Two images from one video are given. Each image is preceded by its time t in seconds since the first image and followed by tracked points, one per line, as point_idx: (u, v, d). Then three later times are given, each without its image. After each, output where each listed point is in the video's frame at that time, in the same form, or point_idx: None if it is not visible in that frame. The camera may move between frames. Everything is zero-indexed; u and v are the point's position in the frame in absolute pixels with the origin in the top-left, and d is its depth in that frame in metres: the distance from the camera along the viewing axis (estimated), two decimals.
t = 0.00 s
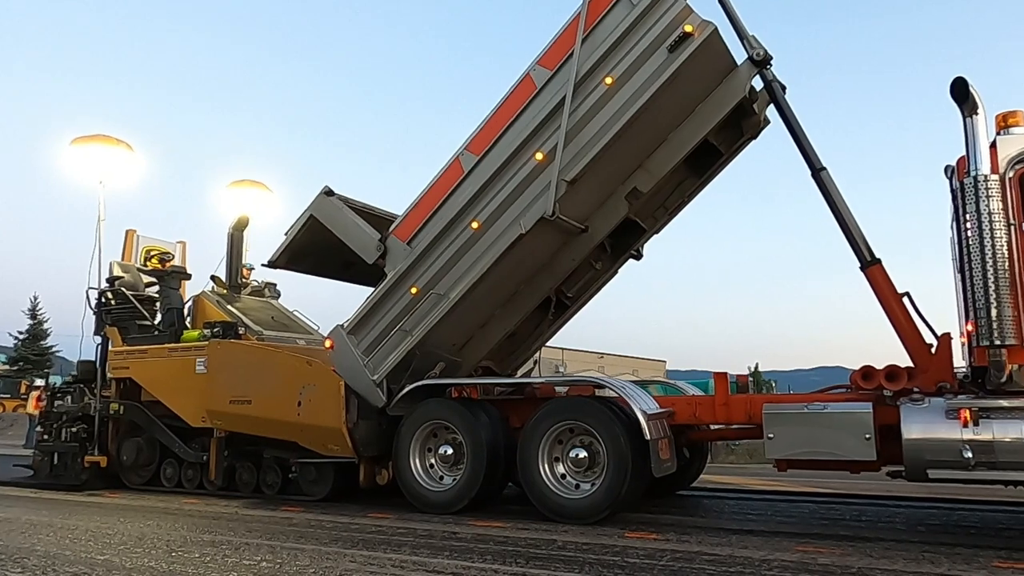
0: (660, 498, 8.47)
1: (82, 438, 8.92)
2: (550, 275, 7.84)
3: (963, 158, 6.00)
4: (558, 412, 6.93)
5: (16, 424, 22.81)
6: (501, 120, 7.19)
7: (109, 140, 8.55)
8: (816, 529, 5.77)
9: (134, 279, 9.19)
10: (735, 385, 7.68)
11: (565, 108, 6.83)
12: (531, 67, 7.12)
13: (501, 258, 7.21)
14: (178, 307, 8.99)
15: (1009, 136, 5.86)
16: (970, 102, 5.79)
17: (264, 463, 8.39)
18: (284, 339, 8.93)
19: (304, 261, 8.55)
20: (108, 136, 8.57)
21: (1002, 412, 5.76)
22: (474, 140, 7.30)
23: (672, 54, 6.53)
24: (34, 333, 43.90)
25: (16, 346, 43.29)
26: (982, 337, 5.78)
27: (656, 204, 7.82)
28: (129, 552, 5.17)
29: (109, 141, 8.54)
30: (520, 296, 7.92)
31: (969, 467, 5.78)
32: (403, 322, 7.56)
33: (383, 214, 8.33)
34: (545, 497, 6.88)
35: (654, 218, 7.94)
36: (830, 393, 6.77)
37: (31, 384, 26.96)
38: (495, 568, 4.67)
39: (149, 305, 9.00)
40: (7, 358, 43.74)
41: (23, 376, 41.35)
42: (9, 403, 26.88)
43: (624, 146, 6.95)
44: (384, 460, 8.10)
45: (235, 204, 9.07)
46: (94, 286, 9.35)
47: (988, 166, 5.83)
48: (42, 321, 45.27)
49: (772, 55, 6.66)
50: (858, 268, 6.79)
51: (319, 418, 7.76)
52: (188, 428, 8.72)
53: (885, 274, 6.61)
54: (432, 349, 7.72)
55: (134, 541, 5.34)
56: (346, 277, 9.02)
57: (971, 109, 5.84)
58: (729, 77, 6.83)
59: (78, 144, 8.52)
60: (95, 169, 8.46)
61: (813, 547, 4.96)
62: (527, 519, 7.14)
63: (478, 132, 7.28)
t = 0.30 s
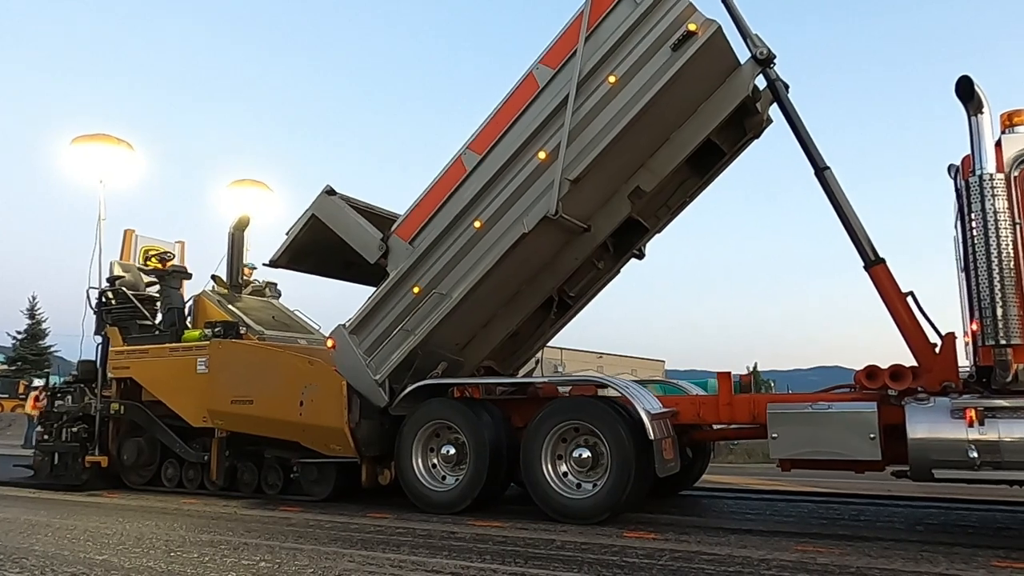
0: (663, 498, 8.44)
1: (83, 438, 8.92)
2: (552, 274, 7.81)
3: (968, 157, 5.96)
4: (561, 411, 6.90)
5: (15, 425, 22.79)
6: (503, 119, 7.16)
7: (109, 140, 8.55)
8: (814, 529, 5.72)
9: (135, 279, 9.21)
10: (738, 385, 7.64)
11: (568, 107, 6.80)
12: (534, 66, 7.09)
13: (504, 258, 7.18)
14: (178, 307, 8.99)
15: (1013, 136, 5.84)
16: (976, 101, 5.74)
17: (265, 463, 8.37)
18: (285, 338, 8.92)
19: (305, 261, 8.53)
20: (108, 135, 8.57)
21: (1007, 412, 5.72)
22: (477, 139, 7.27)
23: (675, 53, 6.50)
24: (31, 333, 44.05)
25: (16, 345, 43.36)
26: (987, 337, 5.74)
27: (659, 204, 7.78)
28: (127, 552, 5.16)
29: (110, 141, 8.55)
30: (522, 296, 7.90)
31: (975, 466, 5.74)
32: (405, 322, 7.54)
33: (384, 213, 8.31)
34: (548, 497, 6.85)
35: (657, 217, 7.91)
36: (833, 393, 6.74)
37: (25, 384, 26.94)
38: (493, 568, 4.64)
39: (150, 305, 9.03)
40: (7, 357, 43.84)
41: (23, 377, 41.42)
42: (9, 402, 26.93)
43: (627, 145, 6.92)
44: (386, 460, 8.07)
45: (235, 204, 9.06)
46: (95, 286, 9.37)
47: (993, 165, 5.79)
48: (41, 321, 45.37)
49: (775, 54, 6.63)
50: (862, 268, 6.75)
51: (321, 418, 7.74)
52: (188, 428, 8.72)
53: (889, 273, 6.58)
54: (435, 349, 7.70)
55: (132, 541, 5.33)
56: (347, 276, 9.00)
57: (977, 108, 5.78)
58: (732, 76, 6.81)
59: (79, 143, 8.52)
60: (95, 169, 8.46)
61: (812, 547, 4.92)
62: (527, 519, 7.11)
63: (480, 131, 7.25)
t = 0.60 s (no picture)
0: (666, 498, 8.40)
1: (85, 438, 8.92)
2: (556, 274, 7.78)
3: (974, 156, 5.91)
4: (565, 411, 6.88)
5: (15, 425, 22.80)
6: (507, 118, 7.13)
7: (110, 139, 8.55)
8: (813, 529, 5.67)
9: (137, 278, 9.24)
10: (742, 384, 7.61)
11: (572, 106, 6.77)
12: (538, 65, 7.07)
13: (507, 257, 7.16)
14: (180, 307, 8.99)
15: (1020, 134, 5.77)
16: (982, 100, 5.69)
17: (268, 463, 8.37)
18: (287, 338, 8.91)
19: (308, 260, 8.52)
20: (109, 135, 8.58)
21: (1014, 412, 5.68)
22: (480, 138, 7.24)
23: (679, 52, 6.48)
24: (31, 333, 44.15)
25: (16, 345, 43.46)
26: (994, 336, 5.69)
27: (663, 203, 7.74)
28: (127, 552, 5.14)
29: (110, 140, 8.55)
30: (525, 295, 7.87)
31: (981, 466, 5.71)
32: (408, 321, 7.52)
33: (387, 213, 8.29)
34: (552, 497, 6.82)
35: (661, 216, 7.87)
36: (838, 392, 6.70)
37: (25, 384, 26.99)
38: (493, 568, 4.62)
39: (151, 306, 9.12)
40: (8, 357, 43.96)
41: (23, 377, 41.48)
42: (8, 402, 26.99)
43: (631, 144, 6.89)
44: (389, 460, 8.05)
45: (235, 203, 9.06)
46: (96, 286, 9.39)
47: (999, 164, 5.74)
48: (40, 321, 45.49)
49: (779, 53, 6.61)
50: (866, 267, 6.72)
51: (324, 418, 7.74)
52: (190, 428, 8.71)
53: (894, 272, 6.54)
54: (438, 349, 7.68)
55: (132, 541, 5.32)
56: (349, 276, 8.99)
57: (983, 107, 5.74)
58: (736, 75, 6.78)
59: (79, 143, 8.53)
60: (95, 169, 8.46)
61: (812, 547, 4.87)
62: (528, 518, 7.08)
63: (484, 129, 7.22)
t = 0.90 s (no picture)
0: (670, 498, 8.36)
1: (87, 438, 8.95)
2: (559, 274, 7.75)
3: (981, 154, 5.87)
4: (570, 411, 6.84)
5: (16, 425, 22.79)
6: (511, 117, 7.10)
7: (112, 138, 8.56)
8: (813, 529, 5.63)
9: (138, 278, 9.24)
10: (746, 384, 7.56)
11: (576, 105, 6.74)
12: (541, 64, 7.04)
13: (511, 256, 7.13)
14: (183, 307, 8.94)
15: None
16: (989, 98, 5.67)
17: (270, 463, 8.36)
18: (290, 338, 8.90)
19: (310, 260, 8.51)
20: (111, 134, 8.58)
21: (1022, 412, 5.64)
22: (484, 137, 7.22)
23: (684, 50, 6.45)
24: (31, 333, 44.21)
25: (16, 345, 43.54)
26: (1001, 336, 5.64)
27: (667, 202, 7.71)
28: (127, 552, 5.14)
29: (113, 139, 8.56)
30: (529, 295, 7.84)
31: (988, 466, 5.67)
32: (412, 321, 7.50)
33: (390, 212, 8.27)
34: (556, 497, 6.79)
35: (664, 216, 7.83)
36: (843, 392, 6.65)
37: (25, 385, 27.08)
38: (493, 568, 4.59)
39: (153, 306, 9.18)
40: (8, 357, 44.07)
41: (24, 377, 41.56)
42: (8, 402, 27.04)
43: (635, 143, 6.86)
44: (392, 460, 8.04)
45: (237, 203, 9.05)
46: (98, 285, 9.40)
47: (1006, 163, 5.70)
48: (41, 321, 45.61)
49: (784, 52, 6.58)
50: (872, 267, 6.68)
51: (327, 418, 7.72)
52: (193, 428, 8.72)
53: (900, 272, 6.50)
54: (441, 349, 7.66)
55: (132, 541, 5.31)
56: (352, 275, 8.97)
57: (990, 105, 5.71)
58: (741, 74, 6.75)
59: (82, 142, 8.54)
60: (98, 168, 8.48)
61: (812, 547, 4.83)
62: (529, 519, 7.05)
63: (487, 128, 7.19)
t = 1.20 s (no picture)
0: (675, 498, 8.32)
1: (89, 438, 8.94)
2: (563, 274, 7.73)
3: (987, 154, 5.81)
4: (574, 411, 6.81)
5: (16, 425, 22.82)
6: (515, 116, 7.07)
7: (114, 138, 8.56)
8: (813, 529, 5.59)
9: (140, 278, 9.24)
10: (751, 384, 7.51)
11: (580, 104, 6.72)
12: (546, 63, 7.01)
13: (515, 256, 7.11)
14: (184, 307, 8.92)
15: None
16: (996, 98, 5.64)
17: (273, 463, 8.36)
18: (292, 338, 8.89)
19: (313, 260, 8.49)
20: (113, 133, 8.59)
21: None
22: (488, 136, 7.19)
23: (689, 50, 6.42)
24: (32, 333, 44.27)
25: (16, 345, 43.65)
26: (1008, 336, 5.60)
27: (671, 202, 7.67)
28: (127, 552, 5.13)
29: (115, 139, 8.56)
30: (533, 295, 7.82)
31: (996, 467, 5.63)
32: (415, 321, 7.48)
33: (393, 212, 8.25)
34: (560, 497, 6.76)
35: (668, 216, 7.80)
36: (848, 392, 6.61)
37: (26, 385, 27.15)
38: (493, 568, 4.56)
39: (155, 306, 9.19)
40: (8, 357, 44.16)
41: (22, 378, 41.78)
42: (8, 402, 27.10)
43: (640, 143, 6.83)
44: (396, 461, 8.02)
45: (239, 203, 9.06)
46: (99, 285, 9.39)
47: (1013, 162, 5.65)
48: (41, 321, 45.74)
49: (789, 51, 6.55)
50: (877, 266, 6.63)
51: (330, 418, 7.71)
52: (195, 428, 8.72)
53: (906, 272, 6.46)
54: (445, 349, 7.64)
55: (132, 541, 5.30)
56: (354, 275, 8.96)
57: (997, 104, 5.67)
58: (745, 73, 6.72)
59: (84, 141, 8.55)
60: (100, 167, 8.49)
61: (812, 547, 4.80)
62: (531, 519, 7.03)
63: (492, 128, 7.17)
